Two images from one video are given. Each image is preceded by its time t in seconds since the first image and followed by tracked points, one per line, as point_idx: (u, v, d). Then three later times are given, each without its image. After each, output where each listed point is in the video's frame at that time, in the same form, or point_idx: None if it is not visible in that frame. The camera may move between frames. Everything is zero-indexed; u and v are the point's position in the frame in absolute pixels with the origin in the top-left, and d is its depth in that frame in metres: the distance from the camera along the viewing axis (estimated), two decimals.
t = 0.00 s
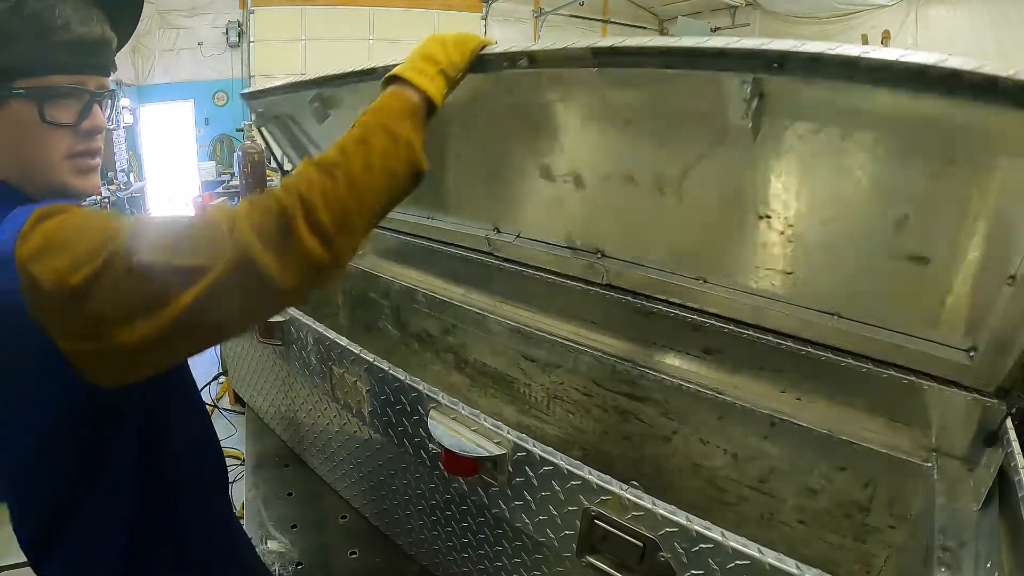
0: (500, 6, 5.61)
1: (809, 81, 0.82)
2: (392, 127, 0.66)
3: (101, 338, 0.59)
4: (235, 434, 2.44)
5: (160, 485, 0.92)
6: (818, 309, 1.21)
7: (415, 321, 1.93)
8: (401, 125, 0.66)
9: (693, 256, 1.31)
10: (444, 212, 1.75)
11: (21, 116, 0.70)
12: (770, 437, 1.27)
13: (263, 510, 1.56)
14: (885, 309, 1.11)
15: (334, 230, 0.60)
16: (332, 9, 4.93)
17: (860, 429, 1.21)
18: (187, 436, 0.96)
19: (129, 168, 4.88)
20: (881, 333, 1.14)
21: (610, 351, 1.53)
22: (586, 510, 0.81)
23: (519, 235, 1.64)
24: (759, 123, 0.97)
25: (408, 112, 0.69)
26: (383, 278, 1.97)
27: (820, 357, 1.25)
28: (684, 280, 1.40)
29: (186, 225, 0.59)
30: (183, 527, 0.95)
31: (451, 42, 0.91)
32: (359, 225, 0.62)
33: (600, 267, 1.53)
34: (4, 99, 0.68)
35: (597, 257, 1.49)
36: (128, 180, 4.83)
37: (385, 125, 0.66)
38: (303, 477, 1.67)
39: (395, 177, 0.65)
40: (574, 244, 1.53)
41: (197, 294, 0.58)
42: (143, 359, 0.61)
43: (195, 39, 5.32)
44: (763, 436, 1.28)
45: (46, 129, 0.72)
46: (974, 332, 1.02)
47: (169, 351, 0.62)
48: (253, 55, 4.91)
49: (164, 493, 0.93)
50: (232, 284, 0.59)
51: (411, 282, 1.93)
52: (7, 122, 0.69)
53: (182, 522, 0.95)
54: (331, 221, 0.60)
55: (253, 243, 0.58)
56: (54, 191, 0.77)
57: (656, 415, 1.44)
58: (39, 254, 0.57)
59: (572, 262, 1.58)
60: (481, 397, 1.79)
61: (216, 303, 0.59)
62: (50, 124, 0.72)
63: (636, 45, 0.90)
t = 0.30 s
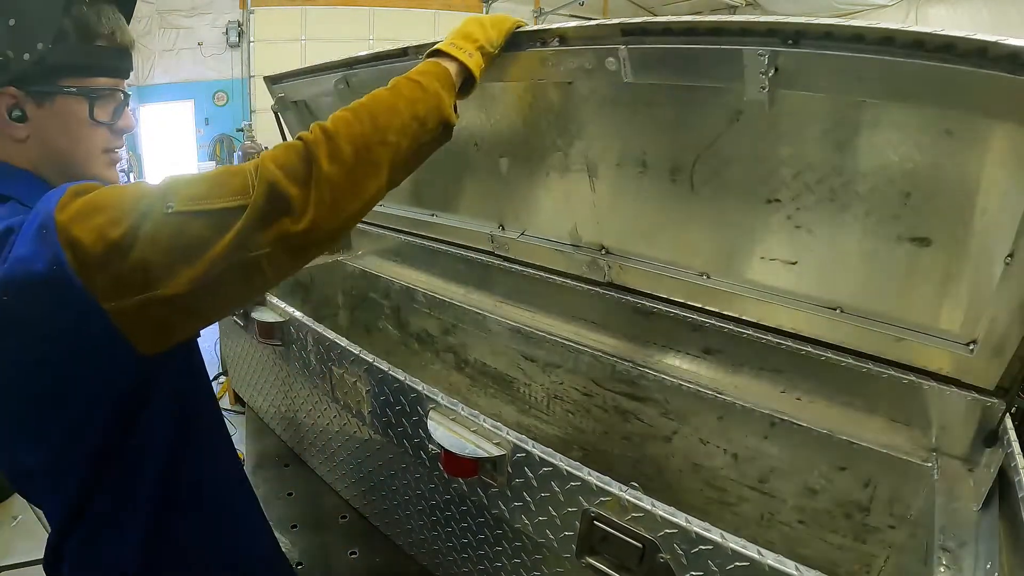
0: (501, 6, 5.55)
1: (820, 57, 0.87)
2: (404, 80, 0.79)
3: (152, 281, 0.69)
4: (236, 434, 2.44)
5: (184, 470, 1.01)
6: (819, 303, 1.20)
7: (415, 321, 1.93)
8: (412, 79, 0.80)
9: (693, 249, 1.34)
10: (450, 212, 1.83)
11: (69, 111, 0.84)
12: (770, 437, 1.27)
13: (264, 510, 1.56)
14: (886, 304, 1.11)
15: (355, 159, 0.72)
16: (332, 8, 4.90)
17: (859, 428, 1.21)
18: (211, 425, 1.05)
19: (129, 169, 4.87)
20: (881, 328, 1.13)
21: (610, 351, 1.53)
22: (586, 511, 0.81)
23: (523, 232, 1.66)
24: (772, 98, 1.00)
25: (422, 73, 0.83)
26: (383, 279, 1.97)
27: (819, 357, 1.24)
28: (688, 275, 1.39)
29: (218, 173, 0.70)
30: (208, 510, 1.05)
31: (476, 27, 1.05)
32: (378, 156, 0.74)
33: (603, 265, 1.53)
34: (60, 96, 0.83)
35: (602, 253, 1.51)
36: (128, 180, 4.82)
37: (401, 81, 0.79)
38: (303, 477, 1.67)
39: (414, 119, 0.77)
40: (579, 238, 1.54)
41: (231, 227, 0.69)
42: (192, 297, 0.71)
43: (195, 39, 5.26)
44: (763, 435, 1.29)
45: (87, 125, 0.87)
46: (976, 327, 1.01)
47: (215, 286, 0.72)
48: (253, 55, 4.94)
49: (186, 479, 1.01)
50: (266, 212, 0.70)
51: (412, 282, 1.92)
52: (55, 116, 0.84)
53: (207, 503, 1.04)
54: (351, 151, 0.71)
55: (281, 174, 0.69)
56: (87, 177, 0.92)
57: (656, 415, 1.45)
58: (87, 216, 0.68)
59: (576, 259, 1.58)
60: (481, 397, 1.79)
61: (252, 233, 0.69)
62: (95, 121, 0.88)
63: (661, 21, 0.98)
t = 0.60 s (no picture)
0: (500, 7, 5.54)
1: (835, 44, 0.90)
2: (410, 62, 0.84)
3: (180, 257, 0.70)
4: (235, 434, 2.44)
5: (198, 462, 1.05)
6: (818, 301, 1.20)
7: (415, 321, 1.93)
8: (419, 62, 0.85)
9: (695, 247, 1.35)
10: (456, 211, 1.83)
11: (86, 106, 0.85)
12: (770, 437, 1.27)
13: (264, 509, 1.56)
14: (887, 302, 1.11)
15: (370, 131, 0.76)
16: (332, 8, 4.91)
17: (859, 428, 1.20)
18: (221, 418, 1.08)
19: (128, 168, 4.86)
20: (880, 326, 1.12)
21: (610, 351, 1.53)
22: (585, 511, 0.81)
23: (528, 231, 1.66)
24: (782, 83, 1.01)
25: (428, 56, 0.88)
26: (383, 279, 1.97)
27: (819, 357, 1.24)
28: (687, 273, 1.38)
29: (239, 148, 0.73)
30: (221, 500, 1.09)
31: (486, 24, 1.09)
32: (391, 130, 0.78)
33: (605, 264, 1.51)
34: (77, 91, 0.83)
35: (606, 252, 1.50)
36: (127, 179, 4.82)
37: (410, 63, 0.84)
38: (303, 477, 1.67)
39: (423, 97, 0.82)
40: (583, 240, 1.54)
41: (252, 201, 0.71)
42: (217, 272, 0.72)
43: (195, 39, 5.32)
44: (763, 435, 1.29)
45: (102, 118, 0.88)
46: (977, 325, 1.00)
47: (240, 259, 0.73)
48: (253, 56, 4.98)
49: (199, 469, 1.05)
50: (288, 183, 0.72)
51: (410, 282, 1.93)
52: (72, 112, 0.84)
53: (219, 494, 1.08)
54: (365, 123, 0.76)
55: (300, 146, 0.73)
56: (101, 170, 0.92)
57: (655, 415, 1.45)
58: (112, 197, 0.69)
59: (575, 259, 1.57)
60: (481, 397, 1.79)
61: (275, 203, 0.72)
62: (108, 114, 0.88)
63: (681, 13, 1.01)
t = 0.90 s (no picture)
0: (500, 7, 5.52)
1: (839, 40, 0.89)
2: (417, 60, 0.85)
3: (189, 249, 0.70)
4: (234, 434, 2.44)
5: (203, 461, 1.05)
6: (818, 300, 1.20)
7: (415, 321, 1.92)
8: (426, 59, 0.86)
9: (697, 246, 1.34)
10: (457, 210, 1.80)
11: (91, 103, 0.85)
12: (770, 437, 1.27)
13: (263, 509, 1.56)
14: (887, 301, 1.11)
15: (378, 128, 0.77)
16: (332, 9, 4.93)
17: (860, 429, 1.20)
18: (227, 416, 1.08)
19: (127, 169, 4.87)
20: (880, 326, 1.12)
21: (611, 351, 1.53)
22: (585, 512, 0.81)
23: (529, 230, 1.64)
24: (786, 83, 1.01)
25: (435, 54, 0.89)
26: (384, 279, 1.97)
27: (820, 357, 1.23)
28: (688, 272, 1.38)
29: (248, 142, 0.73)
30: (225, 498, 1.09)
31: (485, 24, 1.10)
32: (398, 127, 0.79)
33: (605, 263, 1.51)
34: (82, 89, 0.83)
35: (606, 251, 1.49)
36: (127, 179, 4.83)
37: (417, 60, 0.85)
38: (303, 477, 1.67)
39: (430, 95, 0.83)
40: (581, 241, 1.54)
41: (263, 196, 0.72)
42: (226, 265, 0.73)
43: (195, 40, 5.34)
44: (763, 435, 1.29)
45: (107, 113, 0.88)
46: (977, 324, 1.00)
47: (248, 252, 0.73)
48: (253, 55, 5.00)
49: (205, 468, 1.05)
50: (297, 179, 0.73)
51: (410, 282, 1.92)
52: (76, 108, 0.84)
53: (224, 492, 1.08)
54: (374, 120, 0.76)
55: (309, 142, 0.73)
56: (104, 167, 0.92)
57: (656, 414, 1.45)
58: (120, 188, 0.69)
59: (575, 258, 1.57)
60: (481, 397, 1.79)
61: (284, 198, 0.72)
62: (112, 110, 0.88)
63: (686, 8, 1.01)
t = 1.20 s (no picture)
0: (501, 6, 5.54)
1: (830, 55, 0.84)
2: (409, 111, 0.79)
3: (155, 298, 0.69)
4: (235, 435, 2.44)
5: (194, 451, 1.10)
6: (817, 303, 1.19)
7: (415, 321, 1.92)
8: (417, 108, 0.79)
9: (694, 251, 1.32)
10: (449, 211, 1.80)
11: (84, 107, 0.85)
12: (770, 437, 1.27)
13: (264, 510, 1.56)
14: (886, 304, 1.10)
15: (365, 202, 0.73)
16: (332, 8, 4.92)
17: (859, 429, 1.20)
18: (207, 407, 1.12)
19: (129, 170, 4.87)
20: (876, 329, 1.13)
21: (610, 351, 1.53)
22: (585, 513, 0.81)
23: (523, 232, 1.64)
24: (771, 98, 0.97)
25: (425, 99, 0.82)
26: (383, 279, 1.96)
27: (820, 357, 1.23)
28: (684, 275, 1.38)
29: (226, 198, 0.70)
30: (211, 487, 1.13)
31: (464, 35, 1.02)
32: (385, 200, 0.74)
33: (602, 265, 1.51)
34: (76, 92, 0.83)
35: (600, 254, 1.49)
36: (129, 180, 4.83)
37: (406, 111, 0.78)
38: (303, 477, 1.67)
39: (420, 158, 0.78)
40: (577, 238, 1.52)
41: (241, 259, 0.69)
42: (192, 318, 0.72)
43: (195, 39, 5.34)
44: (763, 435, 1.29)
45: (100, 116, 0.87)
46: (976, 325, 1.01)
47: (215, 310, 0.72)
48: (253, 55, 5.01)
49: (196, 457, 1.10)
50: (279, 247, 0.69)
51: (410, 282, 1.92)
52: (71, 113, 0.84)
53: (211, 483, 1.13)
54: (362, 193, 0.72)
55: (295, 213, 0.69)
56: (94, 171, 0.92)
57: (656, 414, 1.45)
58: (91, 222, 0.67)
59: (573, 260, 1.57)
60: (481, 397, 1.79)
61: (260, 266, 0.70)
62: (106, 114, 0.88)
63: (664, 20, 0.94)
